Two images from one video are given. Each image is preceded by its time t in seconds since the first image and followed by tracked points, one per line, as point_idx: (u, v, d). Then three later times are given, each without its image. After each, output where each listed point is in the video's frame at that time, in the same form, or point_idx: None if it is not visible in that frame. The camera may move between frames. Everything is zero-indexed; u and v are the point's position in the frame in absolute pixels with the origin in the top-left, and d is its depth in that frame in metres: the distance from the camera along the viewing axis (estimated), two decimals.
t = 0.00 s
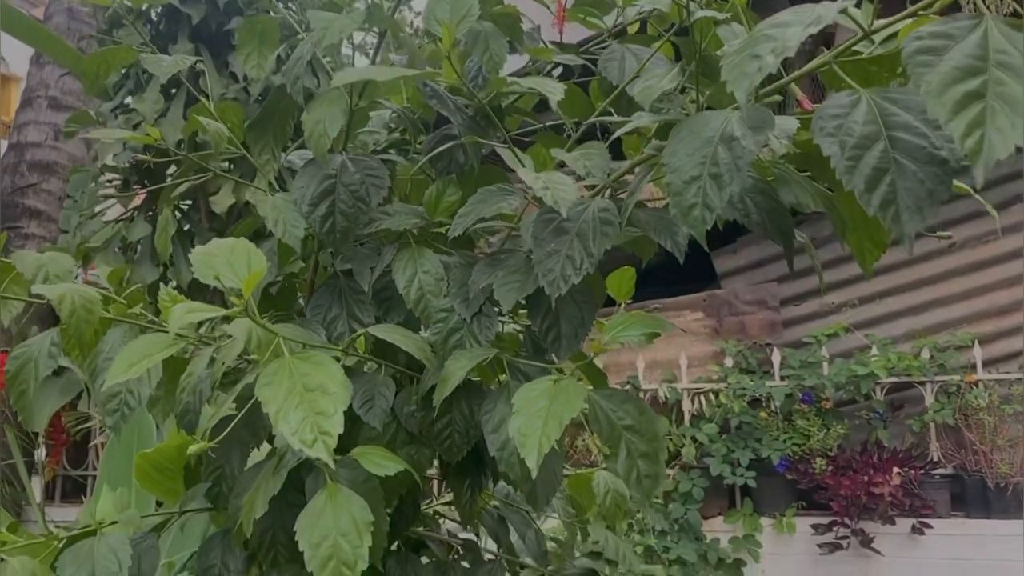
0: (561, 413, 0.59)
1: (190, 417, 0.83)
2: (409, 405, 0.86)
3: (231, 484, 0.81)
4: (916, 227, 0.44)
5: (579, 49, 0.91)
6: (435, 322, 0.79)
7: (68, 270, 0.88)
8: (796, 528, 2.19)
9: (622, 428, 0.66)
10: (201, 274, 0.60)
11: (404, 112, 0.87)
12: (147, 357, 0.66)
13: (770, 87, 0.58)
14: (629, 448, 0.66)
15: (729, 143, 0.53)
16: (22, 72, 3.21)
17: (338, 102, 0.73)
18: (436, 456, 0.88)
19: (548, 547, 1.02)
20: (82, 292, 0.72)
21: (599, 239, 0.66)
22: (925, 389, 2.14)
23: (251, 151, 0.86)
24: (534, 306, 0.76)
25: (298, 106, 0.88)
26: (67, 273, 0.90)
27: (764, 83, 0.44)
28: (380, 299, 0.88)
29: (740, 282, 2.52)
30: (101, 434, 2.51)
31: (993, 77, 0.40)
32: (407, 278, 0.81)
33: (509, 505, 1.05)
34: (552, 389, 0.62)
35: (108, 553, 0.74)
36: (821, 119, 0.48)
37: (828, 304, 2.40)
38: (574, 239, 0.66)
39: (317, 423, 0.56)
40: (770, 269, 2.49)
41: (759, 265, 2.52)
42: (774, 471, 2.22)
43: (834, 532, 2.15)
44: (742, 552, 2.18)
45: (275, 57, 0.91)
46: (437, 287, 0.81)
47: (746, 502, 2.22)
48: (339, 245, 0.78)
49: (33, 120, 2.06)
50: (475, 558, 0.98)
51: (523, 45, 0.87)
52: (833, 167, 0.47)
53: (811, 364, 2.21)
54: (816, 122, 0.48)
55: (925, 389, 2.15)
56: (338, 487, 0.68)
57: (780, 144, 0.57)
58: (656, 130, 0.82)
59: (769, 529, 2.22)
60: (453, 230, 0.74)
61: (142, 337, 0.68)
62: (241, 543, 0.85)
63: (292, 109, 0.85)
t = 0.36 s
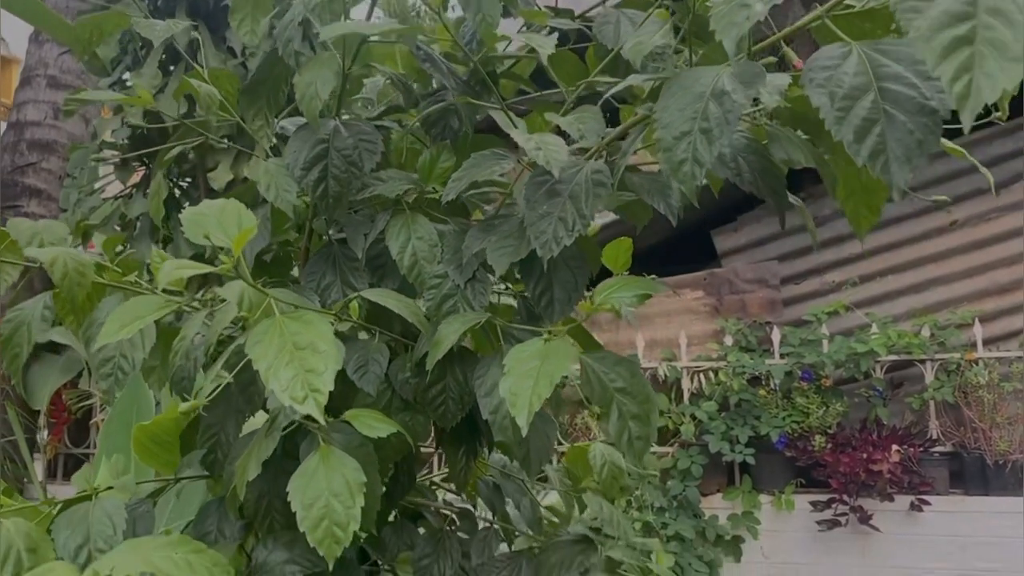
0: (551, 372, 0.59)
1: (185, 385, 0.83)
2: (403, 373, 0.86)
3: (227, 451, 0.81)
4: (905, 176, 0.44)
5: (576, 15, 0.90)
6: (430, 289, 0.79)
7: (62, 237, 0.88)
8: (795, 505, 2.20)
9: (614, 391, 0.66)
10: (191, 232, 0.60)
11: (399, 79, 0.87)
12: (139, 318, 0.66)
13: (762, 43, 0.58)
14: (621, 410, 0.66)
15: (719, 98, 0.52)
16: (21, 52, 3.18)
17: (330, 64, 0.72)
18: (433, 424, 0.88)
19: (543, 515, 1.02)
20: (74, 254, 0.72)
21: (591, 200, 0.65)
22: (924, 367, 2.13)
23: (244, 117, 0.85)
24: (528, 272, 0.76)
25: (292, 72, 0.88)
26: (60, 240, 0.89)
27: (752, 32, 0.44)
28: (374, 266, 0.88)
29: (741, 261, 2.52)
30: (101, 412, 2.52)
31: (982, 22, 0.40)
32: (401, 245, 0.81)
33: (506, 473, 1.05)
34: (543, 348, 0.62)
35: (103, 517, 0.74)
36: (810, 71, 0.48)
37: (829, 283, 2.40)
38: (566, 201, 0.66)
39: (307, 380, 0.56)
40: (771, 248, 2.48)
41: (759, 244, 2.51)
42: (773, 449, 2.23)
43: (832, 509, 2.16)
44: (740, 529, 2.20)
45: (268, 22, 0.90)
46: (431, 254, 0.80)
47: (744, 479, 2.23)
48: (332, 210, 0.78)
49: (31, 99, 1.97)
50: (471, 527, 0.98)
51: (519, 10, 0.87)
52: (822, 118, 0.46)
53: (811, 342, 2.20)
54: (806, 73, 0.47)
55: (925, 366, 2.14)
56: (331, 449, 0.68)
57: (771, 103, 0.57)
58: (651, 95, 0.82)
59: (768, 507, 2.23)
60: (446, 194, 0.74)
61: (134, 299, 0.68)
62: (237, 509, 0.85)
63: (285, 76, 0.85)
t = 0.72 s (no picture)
0: (542, 336, 0.59)
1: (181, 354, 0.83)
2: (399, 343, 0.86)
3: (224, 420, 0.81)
4: (892, 132, 0.44)
5: None
6: (424, 258, 0.79)
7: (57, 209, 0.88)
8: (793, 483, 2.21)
9: (607, 356, 0.67)
10: (182, 197, 0.61)
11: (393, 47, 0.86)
12: (132, 285, 0.66)
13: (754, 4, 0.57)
14: (613, 375, 0.66)
15: (710, 58, 0.52)
16: (21, 32, 3.17)
17: (322, 29, 0.72)
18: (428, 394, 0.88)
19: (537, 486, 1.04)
20: (68, 222, 0.72)
21: (584, 165, 0.65)
22: (924, 345, 2.13)
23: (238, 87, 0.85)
24: (522, 240, 0.76)
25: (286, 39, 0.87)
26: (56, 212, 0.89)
27: None
28: (369, 236, 0.88)
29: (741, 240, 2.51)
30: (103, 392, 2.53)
31: None
32: (395, 214, 0.80)
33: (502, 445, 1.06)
34: (535, 313, 0.62)
35: (99, 484, 0.74)
36: (800, 28, 0.47)
37: (829, 262, 2.39)
38: (559, 166, 0.66)
39: (299, 342, 0.56)
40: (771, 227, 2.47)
41: (759, 223, 2.51)
42: (772, 427, 2.25)
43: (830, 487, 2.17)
44: (738, 506, 2.22)
45: None
46: (425, 223, 0.80)
47: (743, 457, 2.24)
48: (326, 178, 0.77)
49: (32, 77, 1.94)
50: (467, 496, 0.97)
51: None
52: (811, 76, 0.46)
53: (811, 321, 2.20)
54: (796, 31, 0.47)
55: (924, 345, 2.14)
56: (324, 415, 0.68)
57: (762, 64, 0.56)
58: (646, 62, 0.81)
59: (767, 484, 2.24)
60: (439, 162, 0.74)
61: (128, 265, 0.69)
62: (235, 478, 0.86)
63: (279, 44, 0.84)
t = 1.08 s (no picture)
0: (538, 304, 0.60)
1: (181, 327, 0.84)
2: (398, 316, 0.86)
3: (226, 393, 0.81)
4: (886, 96, 0.44)
5: None
6: (423, 230, 0.79)
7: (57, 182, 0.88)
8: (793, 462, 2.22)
9: (603, 327, 0.67)
10: (181, 165, 0.61)
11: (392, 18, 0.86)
12: (131, 255, 0.67)
13: None
14: (609, 345, 0.66)
15: (706, 25, 0.52)
16: (22, 14, 3.15)
17: None
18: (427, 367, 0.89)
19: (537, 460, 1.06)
20: (68, 192, 0.72)
21: (581, 135, 0.65)
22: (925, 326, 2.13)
23: (237, 60, 0.85)
24: (520, 212, 0.76)
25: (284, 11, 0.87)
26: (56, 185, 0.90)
27: None
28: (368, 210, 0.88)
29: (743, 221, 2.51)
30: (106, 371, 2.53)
31: None
32: (393, 186, 0.81)
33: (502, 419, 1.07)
34: (532, 282, 0.62)
35: (100, 454, 0.75)
36: None
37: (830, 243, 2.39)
38: (556, 136, 0.66)
39: (297, 310, 0.56)
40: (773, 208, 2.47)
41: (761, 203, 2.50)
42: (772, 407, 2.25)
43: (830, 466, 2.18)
44: (739, 485, 2.23)
45: None
46: (424, 196, 0.80)
47: (744, 437, 2.25)
48: (324, 150, 0.78)
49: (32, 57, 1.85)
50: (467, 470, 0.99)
51: None
52: (806, 40, 0.46)
53: (812, 301, 2.20)
54: None
55: (925, 326, 2.14)
56: (323, 384, 0.69)
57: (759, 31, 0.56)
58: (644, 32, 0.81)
59: (767, 464, 2.25)
60: (437, 134, 0.74)
61: (126, 236, 0.69)
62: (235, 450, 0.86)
63: (278, 16, 0.84)
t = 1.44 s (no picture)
0: (540, 269, 0.60)
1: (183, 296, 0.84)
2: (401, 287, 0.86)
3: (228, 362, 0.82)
4: (889, 54, 0.43)
5: None
6: (424, 200, 0.79)
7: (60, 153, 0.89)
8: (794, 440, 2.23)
9: (604, 294, 0.67)
10: (183, 128, 0.61)
11: None
12: (133, 221, 0.67)
13: None
14: (610, 312, 0.67)
15: None
16: None
17: None
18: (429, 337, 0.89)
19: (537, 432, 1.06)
20: (71, 159, 0.73)
21: (583, 101, 0.65)
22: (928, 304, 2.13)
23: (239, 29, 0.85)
24: (522, 180, 0.76)
25: None
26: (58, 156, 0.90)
27: None
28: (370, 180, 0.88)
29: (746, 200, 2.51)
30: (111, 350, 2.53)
31: None
32: (395, 155, 0.80)
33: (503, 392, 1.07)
34: (533, 248, 0.62)
35: (104, 421, 0.76)
36: None
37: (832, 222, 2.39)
38: (558, 103, 0.66)
39: (299, 274, 0.56)
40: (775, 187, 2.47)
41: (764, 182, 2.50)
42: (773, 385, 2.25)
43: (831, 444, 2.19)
44: (740, 463, 2.24)
45: None
46: (426, 165, 0.80)
47: (745, 415, 2.26)
48: (326, 118, 0.78)
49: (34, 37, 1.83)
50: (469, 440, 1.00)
51: None
52: None
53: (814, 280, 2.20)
54: None
55: (928, 304, 2.14)
56: (325, 350, 0.69)
57: None
58: None
59: (768, 442, 2.26)
60: (438, 101, 0.74)
61: (129, 202, 0.69)
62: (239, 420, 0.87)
63: None
